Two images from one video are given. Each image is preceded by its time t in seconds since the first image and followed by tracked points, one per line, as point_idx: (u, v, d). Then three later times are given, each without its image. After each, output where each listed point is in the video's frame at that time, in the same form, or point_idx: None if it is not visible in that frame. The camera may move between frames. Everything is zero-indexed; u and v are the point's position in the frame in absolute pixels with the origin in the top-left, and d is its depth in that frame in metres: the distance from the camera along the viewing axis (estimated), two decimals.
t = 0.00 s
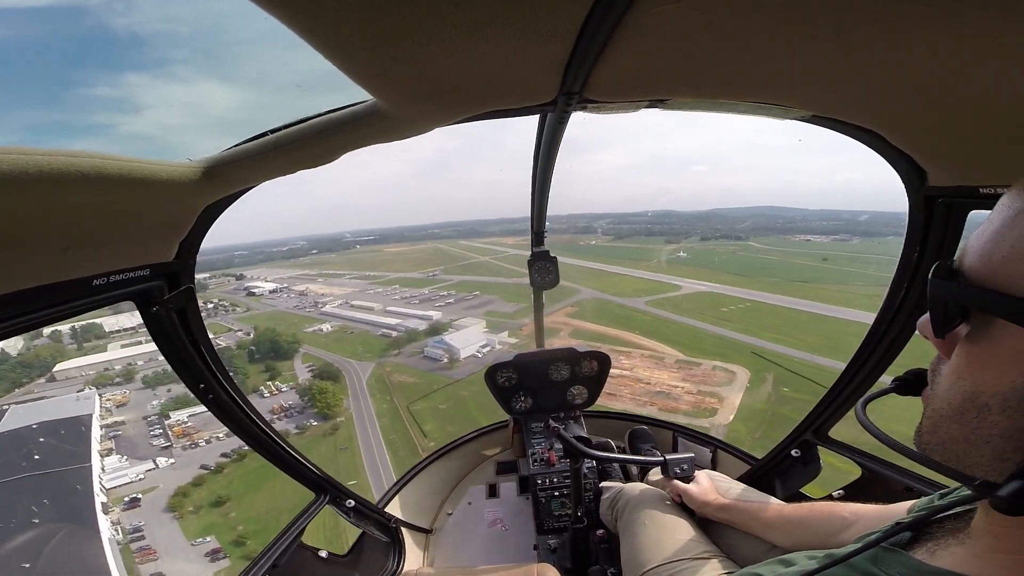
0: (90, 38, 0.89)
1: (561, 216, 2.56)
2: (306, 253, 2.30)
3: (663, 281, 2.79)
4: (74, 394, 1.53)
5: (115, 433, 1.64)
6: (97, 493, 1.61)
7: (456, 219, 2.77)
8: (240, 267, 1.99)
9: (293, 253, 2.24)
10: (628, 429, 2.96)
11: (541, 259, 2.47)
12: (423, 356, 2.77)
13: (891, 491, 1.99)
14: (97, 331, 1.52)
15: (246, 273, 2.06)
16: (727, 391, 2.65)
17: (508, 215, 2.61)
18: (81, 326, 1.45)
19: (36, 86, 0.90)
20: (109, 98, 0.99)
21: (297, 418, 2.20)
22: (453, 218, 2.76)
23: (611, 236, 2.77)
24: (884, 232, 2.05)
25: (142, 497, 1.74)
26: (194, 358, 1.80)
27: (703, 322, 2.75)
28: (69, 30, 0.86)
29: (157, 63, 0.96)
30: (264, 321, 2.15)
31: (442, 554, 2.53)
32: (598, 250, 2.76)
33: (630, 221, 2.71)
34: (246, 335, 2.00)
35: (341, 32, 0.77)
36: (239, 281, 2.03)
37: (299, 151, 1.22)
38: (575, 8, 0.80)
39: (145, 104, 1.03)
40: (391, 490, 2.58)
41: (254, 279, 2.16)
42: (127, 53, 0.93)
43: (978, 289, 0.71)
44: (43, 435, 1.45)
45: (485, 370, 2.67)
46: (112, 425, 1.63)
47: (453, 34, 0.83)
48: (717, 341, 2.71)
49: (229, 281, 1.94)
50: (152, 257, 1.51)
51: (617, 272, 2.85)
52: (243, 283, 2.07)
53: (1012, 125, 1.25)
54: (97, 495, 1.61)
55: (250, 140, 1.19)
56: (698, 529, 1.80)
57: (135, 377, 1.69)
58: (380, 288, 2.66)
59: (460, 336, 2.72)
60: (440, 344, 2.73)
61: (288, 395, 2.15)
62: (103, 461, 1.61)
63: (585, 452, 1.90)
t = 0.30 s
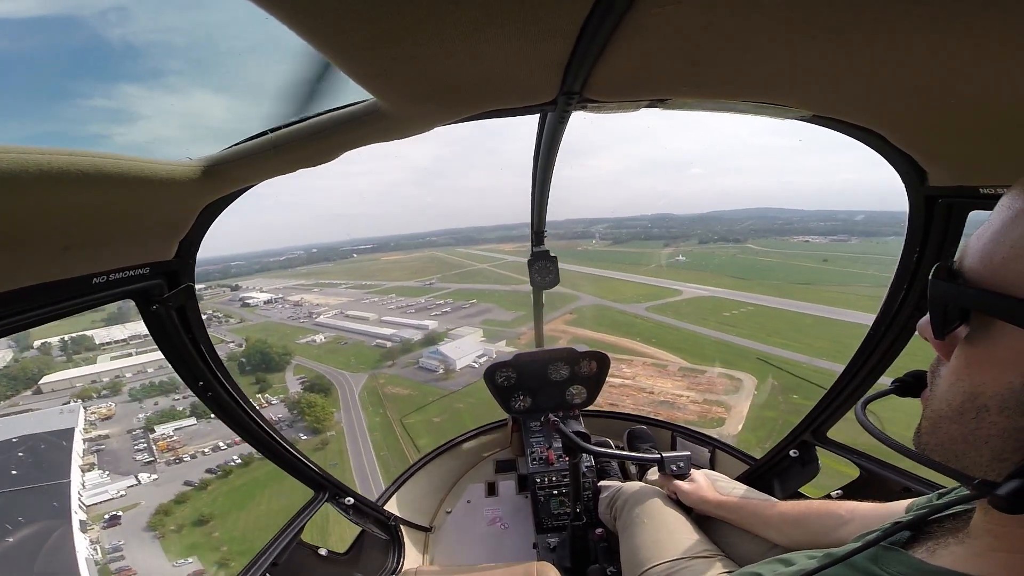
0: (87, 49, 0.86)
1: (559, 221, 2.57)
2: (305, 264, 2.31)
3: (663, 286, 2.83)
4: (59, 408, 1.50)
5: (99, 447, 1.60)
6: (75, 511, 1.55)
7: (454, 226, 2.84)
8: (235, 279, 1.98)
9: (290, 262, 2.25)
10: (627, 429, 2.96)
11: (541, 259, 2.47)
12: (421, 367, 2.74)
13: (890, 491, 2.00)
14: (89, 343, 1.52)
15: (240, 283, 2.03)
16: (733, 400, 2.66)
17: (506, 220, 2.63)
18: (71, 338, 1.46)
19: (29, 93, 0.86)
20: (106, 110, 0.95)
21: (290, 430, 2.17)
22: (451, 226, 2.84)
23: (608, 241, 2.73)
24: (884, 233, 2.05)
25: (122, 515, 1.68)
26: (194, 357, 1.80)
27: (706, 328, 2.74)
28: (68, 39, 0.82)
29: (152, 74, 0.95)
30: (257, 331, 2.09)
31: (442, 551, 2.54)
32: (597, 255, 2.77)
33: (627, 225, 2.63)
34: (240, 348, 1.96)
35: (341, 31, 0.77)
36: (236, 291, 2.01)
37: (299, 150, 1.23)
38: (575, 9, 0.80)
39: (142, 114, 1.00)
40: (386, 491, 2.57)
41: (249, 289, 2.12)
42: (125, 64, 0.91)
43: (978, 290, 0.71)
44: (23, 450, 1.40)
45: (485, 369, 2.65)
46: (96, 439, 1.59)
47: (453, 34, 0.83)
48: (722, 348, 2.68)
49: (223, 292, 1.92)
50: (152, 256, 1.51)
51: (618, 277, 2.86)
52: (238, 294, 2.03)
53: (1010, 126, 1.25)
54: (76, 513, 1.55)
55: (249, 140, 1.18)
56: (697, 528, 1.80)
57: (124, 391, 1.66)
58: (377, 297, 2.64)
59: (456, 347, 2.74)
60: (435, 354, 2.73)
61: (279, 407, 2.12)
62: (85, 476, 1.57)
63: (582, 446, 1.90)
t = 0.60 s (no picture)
0: (98, 57, 0.94)
1: (557, 223, 2.59)
2: (313, 269, 2.32)
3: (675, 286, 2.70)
4: (59, 419, 1.49)
5: (97, 459, 1.59)
6: (69, 524, 1.54)
7: (458, 227, 2.79)
8: (240, 284, 2.02)
9: (299, 268, 2.30)
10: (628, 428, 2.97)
11: (541, 258, 2.48)
12: (423, 373, 2.68)
13: (891, 489, 2.00)
14: (94, 352, 1.54)
15: (246, 290, 2.07)
16: (751, 405, 2.55)
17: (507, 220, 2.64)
18: (76, 347, 1.48)
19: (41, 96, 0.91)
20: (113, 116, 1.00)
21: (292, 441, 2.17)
22: (454, 227, 2.79)
23: (614, 241, 2.69)
24: (884, 230, 2.04)
25: (115, 528, 1.68)
26: (194, 357, 1.79)
27: (717, 326, 2.65)
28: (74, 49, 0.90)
29: (156, 80, 1.02)
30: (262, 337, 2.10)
31: (443, 552, 2.54)
32: (601, 253, 2.72)
33: (632, 224, 2.65)
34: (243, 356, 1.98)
35: (343, 31, 0.77)
36: (240, 296, 2.04)
37: (300, 150, 1.22)
38: (575, 8, 0.80)
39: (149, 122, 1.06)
40: (387, 494, 2.57)
41: (256, 296, 2.15)
42: (133, 73, 0.99)
43: (977, 288, 0.71)
44: (20, 461, 1.39)
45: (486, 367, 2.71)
46: (95, 450, 1.58)
47: (453, 34, 0.83)
48: (733, 349, 2.59)
49: (231, 298, 1.98)
50: (153, 256, 1.51)
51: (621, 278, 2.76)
52: (244, 300, 2.07)
53: (1010, 124, 1.25)
54: (69, 525, 1.54)
55: (250, 139, 1.18)
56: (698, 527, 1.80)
57: (126, 400, 1.65)
58: (380, 301, 2.59)
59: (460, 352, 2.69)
60: (440, 360, 2.66)
61: (281, 416, 2.12)
62: (81, 488, 1.55)
63: (582, 444, 1.90)
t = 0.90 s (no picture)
0: (117, 59, 0.91)
1: (573, 222, 2.69)
2: (329, 268, 2.40)
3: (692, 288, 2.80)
4: (67, 419, 1.52)
5: (102, 459, 1.60)
6: (65, 528, 1.52)
7: (473, 229, 2.89)
8: (255, 284, 2.14)
9: (316, 267, 2.37)
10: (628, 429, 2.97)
11: (541, 260, 2.48)
12: (434, 375, 2.75)
13: (891, 490, 2.00)
14: (109, 350, 1.61)
15: (262, 289, 2.20)
16: (777, 416, 2.51)
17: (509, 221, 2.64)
18: (92, 345, 1.54)
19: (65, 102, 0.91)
20: (135, 117, 1.02)
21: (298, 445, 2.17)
22: (469, 229, 2.89)
23: (630, 243, 2.73)
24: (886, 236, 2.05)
25: (111, 533, 1.65)
26: (194, 358, 1.78)
27: (737, 331, 2.67)
28: (98, 51, 0.88)
29: (178, 82, 1.01)
30: (275, 338, 2.17)
31: (442, 553, 2.53)
32: (597, 256, 2.83)
33: (651, 225, 2.61)
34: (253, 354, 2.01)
35: (340, 31, 0.77)
36: (258, 296, 2.17)
37: (300, 150, 1.22)
38: (574, 9, 0.81)
39: (170, 122, 1.06)
40: (391, 490, 2.59)
41: (270, 295, 2.24)
42: (154, 73, 0.97)
43: (972, 293, 0.71)
44: (24, 460, 1.40)
45: (486, 368, 2.67)
46: (101, 450, 1.60)
47: (453, 34, 0.83)
48: (730, 348, 2.65)
49: (245, 296, 2.06)
50: (152, 257, 1.51)
51: (620, 277, 2.88)
52: (259, 298, 2.18)
53: (1011, 127, 1.25)
54: (65, 529, 1.52)
55: (250, 139, 1.18)
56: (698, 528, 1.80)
57: (136, 400, 1.70)
58: (393, 302, 2.72)
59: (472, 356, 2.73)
60: (450, 363, 2.72)
61: (285, 419, 2.11)
62: (83, 489, 1.56)
63: (582, 446, 1.90)
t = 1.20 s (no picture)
0: (142, 55, 0.94)
1: (594, 217, 2.76)
2: (351, 262, 2.38)
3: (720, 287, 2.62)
4: (86, 407, 1.57)
5: (113, 452, 1.64)
6: (69, 523, 1.52)
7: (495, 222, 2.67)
8: (279, 277, 2.22)
9: (338, 261, 2.32)
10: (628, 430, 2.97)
11: (541, 259, 2.47)
12: (447, 373, 2.69)
13: (891, 492, 2.00)
14: (135, 340, 1.66)
15: (285, 282, 2.25)
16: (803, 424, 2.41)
17: (506, 218, 2.62)
18: (118, 334, 1.60)
19: (86, 99, 0.96)
20: (171, 114, 1.08)
21: (302, 442, 2.19)
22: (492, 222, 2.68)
23: (652, 239, 2.55)
24: (883, 226, 2.05)
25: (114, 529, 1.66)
26: (194, 359, 1.78)
27: (766, 333, 2.50)
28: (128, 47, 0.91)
29: (205, 78, 1.03)
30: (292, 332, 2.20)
31: (442, 552, 2.54)
32: (597, 249, 2.77)
33: (674, 222, 2.47)
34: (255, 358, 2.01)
35: (339, 31, 0.77)
36: (280, 288, 2.24)
37: (300, 150, 1.22)
38: (575, 9, 0.81)
39: (199, 117, 1.08)
40: (394, 485, 2.60)
41: (293, 287, 2.28)
42: (184, 72, 1.01)
43: (983, 293, 0.71)
44: (34, 453, 1.42)
45: (485, 368, 2.61)
46: (114, 442, 1.64)
47: (454, 34, 0.83)
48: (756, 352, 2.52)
49: (268, 288, 2.18)
50: (152, 257, 1.51)
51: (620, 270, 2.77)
52: (282, 291, 2.24)
53: (1012, 127, 1.25)
54: (69, 522, 1.52)
55: (249, 140, 1.18)
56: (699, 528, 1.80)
57: (154, 391, 1.75)
58: (412, 296, 2.62)
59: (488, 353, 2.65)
60: (464, 360, 2.66)
61: (295, 415, 2.15)
62: (92, 482, 1.58)
63: (583, 448, 1.89)
